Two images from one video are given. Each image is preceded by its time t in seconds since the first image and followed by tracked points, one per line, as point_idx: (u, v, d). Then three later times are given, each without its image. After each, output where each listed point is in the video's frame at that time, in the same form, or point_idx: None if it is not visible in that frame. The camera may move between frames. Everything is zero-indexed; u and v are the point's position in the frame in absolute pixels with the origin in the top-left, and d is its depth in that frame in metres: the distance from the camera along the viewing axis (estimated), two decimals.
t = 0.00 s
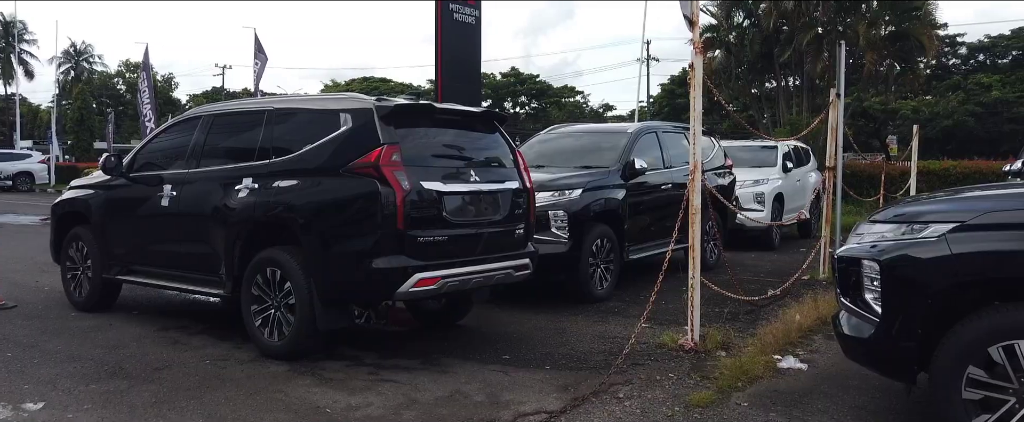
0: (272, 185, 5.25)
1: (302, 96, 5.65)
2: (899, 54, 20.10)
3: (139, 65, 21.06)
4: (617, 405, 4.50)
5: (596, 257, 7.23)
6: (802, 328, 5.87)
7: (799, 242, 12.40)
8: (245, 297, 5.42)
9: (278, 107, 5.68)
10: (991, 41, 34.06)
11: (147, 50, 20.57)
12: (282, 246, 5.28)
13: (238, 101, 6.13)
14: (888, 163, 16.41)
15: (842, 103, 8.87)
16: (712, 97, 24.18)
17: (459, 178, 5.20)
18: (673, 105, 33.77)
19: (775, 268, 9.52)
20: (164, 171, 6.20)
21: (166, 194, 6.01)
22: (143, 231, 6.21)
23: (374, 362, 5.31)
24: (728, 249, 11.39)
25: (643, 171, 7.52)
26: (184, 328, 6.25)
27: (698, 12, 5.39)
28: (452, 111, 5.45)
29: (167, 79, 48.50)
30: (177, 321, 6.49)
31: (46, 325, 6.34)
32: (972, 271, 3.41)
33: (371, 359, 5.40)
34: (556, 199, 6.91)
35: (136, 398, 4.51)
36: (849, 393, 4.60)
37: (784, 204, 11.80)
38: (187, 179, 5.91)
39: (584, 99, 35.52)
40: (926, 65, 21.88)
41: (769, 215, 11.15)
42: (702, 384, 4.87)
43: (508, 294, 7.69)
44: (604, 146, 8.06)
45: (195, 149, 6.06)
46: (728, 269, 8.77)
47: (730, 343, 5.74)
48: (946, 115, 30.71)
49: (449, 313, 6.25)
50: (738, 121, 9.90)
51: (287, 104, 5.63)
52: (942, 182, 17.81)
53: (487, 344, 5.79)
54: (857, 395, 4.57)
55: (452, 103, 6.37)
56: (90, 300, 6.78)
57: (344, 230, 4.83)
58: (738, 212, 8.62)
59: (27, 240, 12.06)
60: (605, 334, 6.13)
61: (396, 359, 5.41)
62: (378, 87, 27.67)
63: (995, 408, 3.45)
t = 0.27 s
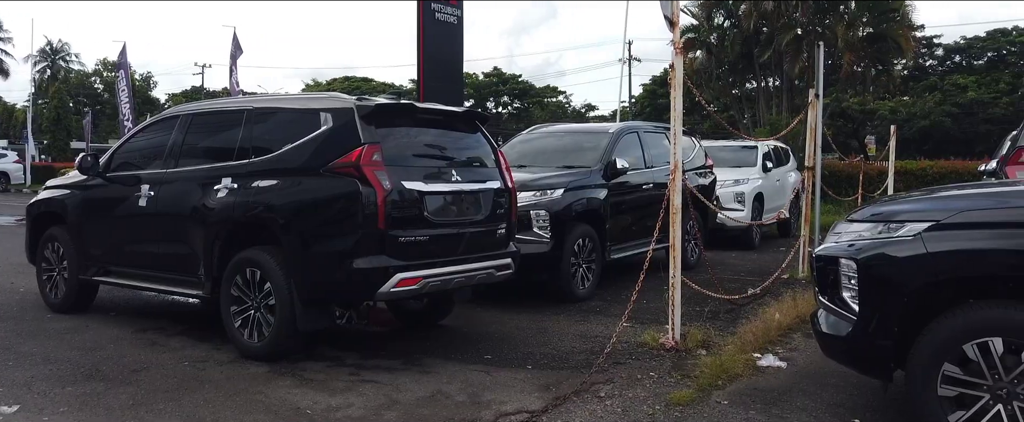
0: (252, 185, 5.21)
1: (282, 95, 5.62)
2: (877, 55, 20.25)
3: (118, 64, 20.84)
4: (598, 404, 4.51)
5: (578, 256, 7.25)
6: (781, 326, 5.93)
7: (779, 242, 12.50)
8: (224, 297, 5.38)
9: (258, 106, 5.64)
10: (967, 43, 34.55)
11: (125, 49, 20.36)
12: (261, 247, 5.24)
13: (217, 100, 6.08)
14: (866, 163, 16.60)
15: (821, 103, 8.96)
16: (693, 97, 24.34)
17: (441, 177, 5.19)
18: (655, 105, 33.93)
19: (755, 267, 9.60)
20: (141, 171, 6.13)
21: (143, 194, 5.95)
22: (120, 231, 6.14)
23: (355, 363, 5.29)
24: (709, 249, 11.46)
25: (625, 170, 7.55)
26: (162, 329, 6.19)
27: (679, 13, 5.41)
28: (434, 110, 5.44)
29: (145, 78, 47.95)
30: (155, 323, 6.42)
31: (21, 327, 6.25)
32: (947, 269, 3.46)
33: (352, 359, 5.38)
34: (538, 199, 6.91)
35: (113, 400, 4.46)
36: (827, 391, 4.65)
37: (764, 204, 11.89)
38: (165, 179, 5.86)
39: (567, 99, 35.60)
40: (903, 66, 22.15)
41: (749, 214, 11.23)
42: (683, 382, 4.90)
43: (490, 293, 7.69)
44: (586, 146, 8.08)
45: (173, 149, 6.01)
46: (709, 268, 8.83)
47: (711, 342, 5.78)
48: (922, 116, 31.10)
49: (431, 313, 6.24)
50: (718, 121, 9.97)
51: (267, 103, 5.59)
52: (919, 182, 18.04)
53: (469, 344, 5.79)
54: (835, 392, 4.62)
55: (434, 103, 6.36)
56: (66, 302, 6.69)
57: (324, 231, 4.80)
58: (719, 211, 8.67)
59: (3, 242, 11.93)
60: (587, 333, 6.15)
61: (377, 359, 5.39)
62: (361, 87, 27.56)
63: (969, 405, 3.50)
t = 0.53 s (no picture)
0: (231, 183, 5.17)
1: (262, 93, 5.58)
2: (855, 54, 20.60)
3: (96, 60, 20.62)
4: (580, 401, 4.53)
5: (560, 254, 7.26)
6: (762, 323, 5.98)
7: (759, 239, 12.60)
8: (204, 296, 5.33)
9: (238, 103, 5.59)
10: (944, 42, 35.00)
11: (103, 45, 20.15)
12: (241, 245, 5.21)
13: (196, 97, 6.02)
14: (845, 161, 16.77)
15: (801, 102, 9.04)
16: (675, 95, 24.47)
17: (422, 175, 5.18)
18: (637, 103, 34.08)
19: (736, 264, 9.67)
20: (119, 169, 6.07)
21: (121, 192, 5.89)
22: (97, 230, 6.07)
23: (336, 361, 5.26)
24: (691, 246, 11.53)
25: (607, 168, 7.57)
26: (141, 329, 6.13)
27: (660, 11, 5.44)
28: (416, 108, 5.42)
29: (123, 75, 47.44)
30: (133, 322, 6.36)
31: None
32: (923, 265, 3.51)
33: (333, 358, 5.35)
34: (520, 196, 6.91)
35: (90, 400, 4.41)
36: (806, 386, 4.69)
37: (745, 201, 11.98)
38: (143, 176, 5.79)
39: (549, 97, 35.67)
40: (882, 65, 22.41)
41: (730, 212, 11.31)
42: (665, 378, 4.93)
43: (472, 291, 7.69)
44: (569, 143, 8.10)
45: (151, 146, 5.94)
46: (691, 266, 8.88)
47: (692, 338, 5.82)
48: (901, 114, 31.47)
49: (413, 312, 6.22)
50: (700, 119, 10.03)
51: (247, 101, 5.54)
52: (896, 179, 18.26)
53: (451, 342, 5.78)
54: (813, 388, 4.66)
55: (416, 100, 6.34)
56: (42, 302, 6.61)
57: (305, 229, 4.78)
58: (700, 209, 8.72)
59: None
60: (569, 330, 6.16)
61: (359, 358, 5.37)
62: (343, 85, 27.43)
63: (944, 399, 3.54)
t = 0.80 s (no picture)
0: (210, 179, 5.12)
1: (241, 88, 5.53)
2: (835, 51, 20.85)
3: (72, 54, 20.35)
4: (561, 396, 4.54)
5: (543, 250, 7.27)
6: (742, 317, 6.03)
7: (740, 234, 12.70)
8: (183, 293, 5.29)
9: (217, 98, 5.54)
10: (922, 39, 35.39)
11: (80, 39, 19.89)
12: (221, 241, 5.17)
13: (174, 92, 5.95)
14: (824, 157, 16.94)
15: (780, 98, 9.10)
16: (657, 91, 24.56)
17: (404, 171, 5.17)
18: (620, 99, 34.18)
19: (717, 259, 9.73)
20: (96, 165, 5.99)
21: (98, 188, 5.82)
22: (74, 226, 6.00)
23: (317, 358, 5.24)
24: (672, 241, 11.60)
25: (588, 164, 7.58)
26: (119, 326, 6.07)
27: (641, 7, 5.45)
28: (397, 103, 5.40)
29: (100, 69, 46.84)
30: (111, 319, 6.29)
31: None
32: (899, 260, 3.55)
33: (314, 354, 5.33)
34: (502, 192, 6.91)
35: (66, 399, 4.36)
36: (786, 380, 4.74)
37: (726, 197, 12.07)
38: (120, 172, 5.73)
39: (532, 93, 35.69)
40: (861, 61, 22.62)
41: (711, 207, 11.38)
42: (646, 372, 4.96)
43: (454, 287, 7.68)
44: (550, 139, 8.10)
45: (129, 142, 5.88)
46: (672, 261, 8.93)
47: (673, 332, 5.85)
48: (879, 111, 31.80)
49: (395, 308, 6.21)
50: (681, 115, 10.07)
51: (226, 96, 5.49)
52: (874, 175, 18.47)
53: (433, 338, 5.77)
54: (792, 381, 4.71)
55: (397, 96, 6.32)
56: (18, 300, 6.52)
57: (285, 225, 4.75)
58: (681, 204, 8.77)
59: None
60: (551, 326, 6.18)
61: (340, 354, 5.35)
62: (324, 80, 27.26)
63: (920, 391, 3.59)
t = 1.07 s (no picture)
0: (187, 175, 5.07)
1: (219, 83, 5.47)
2: (813, 48, 21.02)
3: (45, 49, 20.03)
4: (542, 392, 4.55)
5: (524, 246, 7.27)
6: (721, 312, 6.07)
7: (719, 230, 12.78)
8: (160, 290, 5.24)
9: (194, 94, 5.48)
10: (898, 37, 35.80)
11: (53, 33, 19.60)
12: (198, 238, 5.12)
13: (151, 87, 5.88)
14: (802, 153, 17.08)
15: (759, 94, 9.17)
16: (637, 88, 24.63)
17: (384, 167, 5.15)
18: (601, 96, 34.24)
19: (697, 255, 9.80)
20: (71, 161, 5.91)
21: (73, 185, 5.74)
22: (49, 223, 5.91)
23: (297, 356, 5.21)
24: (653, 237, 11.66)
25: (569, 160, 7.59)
26: (94, 324, 5.99)
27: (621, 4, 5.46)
28: (377, 99, 5.37)
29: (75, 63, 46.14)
30: (87, 318, 6.21)
31: None
32: (874, 255, 3.59)
33: (294, 352, 5.30)
34: (483, 189, 6.90)
35: (41, 398, 4.30)
36: (764, 374, 4.78)
37: (706, 193, 12.14)
38: (96, 169, 5.66)
39: (513, 89, 35.68)
40: (838, 59, 22.82)
41: (691, 203, 11.45)
42: (626, 368, 4.98)
43: (435, 283, 7.67)
44: (532, 135, 8.10)
45: (104, 137, 5.80)
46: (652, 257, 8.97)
47: (653, 328, 5.88)
48: (856, 107, 32.12)
49: (375, 305, 6.18)
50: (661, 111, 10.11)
51: (203, 91, 5.44)
52: (852, 171, 18.67)
53: (414, 335, 5.76)
54: (771, 375, 4.75)
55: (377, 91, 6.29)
56: None
57: (264, 222, 4.71)
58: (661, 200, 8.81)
59: None
60: (532, 322, 6.18)
61: (320, 352, 5.32)
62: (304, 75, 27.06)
63: (895, 385, 3.64)
